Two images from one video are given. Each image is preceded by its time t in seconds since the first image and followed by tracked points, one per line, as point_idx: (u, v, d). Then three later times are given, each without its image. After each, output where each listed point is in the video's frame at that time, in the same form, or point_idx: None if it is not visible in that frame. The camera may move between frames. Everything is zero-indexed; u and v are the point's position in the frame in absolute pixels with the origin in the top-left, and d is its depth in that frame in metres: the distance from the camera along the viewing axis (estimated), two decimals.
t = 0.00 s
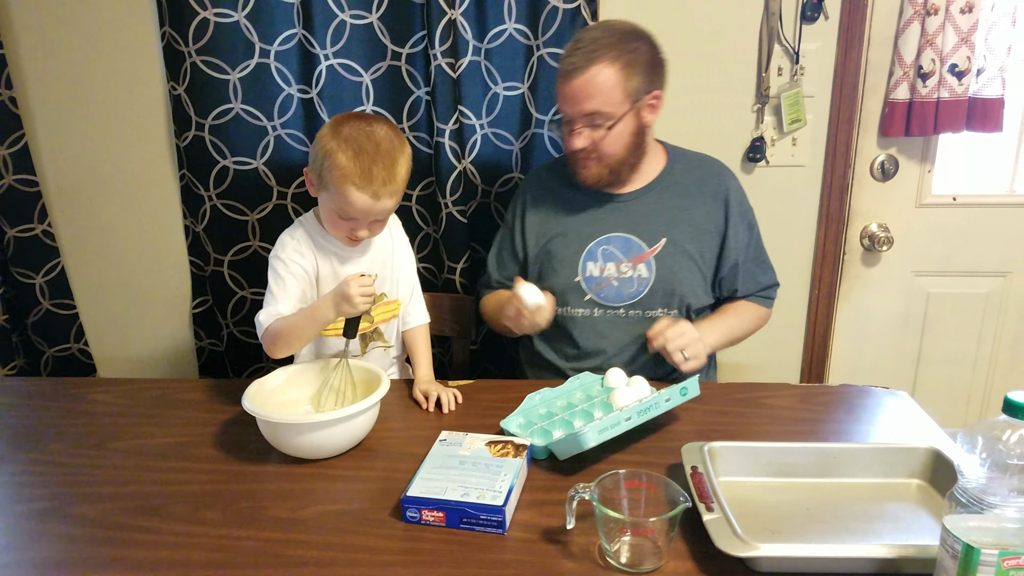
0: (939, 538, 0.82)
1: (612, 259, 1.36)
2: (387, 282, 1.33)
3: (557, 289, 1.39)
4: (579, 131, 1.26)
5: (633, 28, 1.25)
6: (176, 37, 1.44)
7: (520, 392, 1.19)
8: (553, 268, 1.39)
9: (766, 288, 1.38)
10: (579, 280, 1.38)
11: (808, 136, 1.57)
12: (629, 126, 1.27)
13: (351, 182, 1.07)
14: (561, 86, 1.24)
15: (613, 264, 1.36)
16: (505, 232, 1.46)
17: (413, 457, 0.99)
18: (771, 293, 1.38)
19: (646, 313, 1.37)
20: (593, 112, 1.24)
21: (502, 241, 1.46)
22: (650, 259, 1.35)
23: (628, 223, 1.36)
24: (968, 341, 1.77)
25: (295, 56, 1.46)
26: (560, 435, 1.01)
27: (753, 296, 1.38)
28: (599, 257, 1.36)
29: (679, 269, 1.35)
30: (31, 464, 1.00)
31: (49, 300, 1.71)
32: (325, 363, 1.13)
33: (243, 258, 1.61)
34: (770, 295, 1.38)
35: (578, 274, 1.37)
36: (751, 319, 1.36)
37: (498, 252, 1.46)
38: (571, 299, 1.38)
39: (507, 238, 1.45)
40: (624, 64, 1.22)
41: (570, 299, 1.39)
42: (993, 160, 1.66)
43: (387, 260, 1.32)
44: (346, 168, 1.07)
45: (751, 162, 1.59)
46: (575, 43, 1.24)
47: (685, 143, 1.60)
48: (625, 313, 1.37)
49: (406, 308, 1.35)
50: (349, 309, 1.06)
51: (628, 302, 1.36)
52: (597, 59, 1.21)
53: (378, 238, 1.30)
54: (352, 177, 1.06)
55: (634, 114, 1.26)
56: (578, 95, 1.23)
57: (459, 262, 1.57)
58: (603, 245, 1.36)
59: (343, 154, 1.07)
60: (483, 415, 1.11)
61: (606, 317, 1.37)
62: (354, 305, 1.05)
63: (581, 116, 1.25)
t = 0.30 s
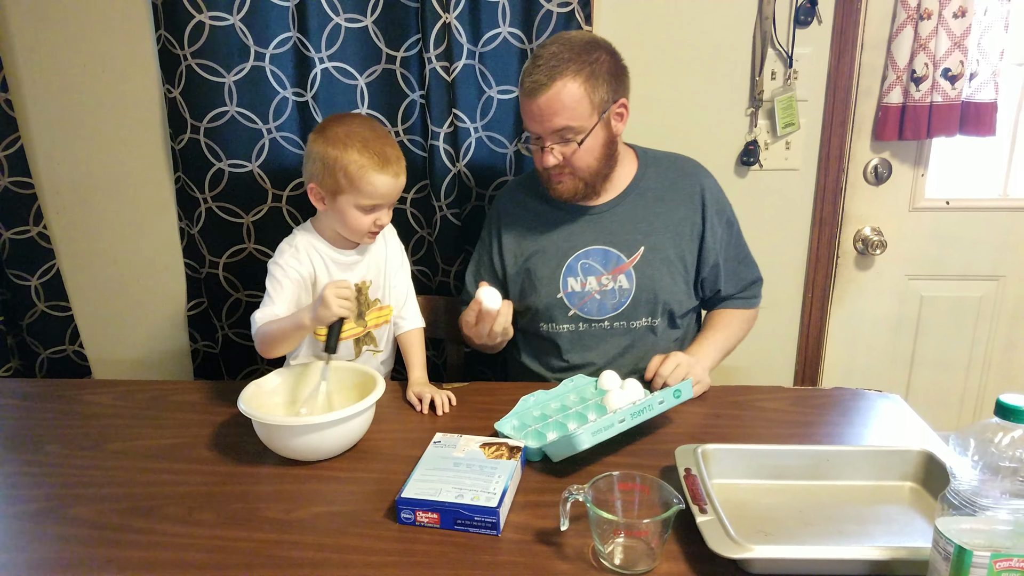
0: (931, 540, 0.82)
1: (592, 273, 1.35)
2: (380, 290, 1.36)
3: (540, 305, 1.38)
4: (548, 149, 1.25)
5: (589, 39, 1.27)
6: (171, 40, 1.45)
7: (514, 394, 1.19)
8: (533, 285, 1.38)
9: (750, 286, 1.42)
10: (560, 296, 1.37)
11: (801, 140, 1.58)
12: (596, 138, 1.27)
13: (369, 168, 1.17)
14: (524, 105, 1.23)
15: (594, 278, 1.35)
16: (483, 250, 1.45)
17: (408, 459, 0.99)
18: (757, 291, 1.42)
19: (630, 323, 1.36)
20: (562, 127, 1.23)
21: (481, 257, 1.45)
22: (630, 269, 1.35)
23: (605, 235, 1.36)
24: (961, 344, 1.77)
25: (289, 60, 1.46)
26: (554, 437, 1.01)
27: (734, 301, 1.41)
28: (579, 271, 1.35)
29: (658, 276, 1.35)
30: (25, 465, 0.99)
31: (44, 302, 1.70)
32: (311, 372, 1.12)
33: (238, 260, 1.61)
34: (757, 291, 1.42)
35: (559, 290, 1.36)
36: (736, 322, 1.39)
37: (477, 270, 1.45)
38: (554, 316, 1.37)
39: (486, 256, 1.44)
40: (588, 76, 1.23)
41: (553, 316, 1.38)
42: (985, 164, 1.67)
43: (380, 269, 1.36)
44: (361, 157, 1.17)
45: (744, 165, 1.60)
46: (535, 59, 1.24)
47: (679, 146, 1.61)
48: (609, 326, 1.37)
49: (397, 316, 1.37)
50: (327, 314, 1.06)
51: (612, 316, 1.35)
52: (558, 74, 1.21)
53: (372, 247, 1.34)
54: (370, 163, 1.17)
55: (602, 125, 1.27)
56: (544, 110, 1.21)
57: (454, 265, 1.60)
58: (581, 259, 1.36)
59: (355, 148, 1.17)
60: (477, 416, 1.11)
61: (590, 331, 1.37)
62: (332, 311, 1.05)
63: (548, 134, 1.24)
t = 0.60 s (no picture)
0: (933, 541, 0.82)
1: (588, 287, 1.34)
2: (378, 294, 1.39)
3: (537, 320, 1.37)
4: (547, 165, 1.21)
5: (585, 48, 1.24)
6: (173, 40, 1.45)
7: (515, 394, 1.19)
8: (529, 300, 1.37)
9: (750, 287, 1.42)
10: (557, 311, 1.36)
11: (803, 141, 1.58)
12: (595, 152, 1.23)
13: (352, 167, 1.23)
14: (521, 120, 1.19)
15: (590, 292, 1.34)
16: (478, 264, 1.43)
17: (409, 459, 0.99)
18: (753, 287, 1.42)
19: (628, 336, 1.36)
20: (561, 143, 1.19)
21: (476, 272, 1.43)
22: (627, 283, 1.34)
23: (600, 248, 1.34)
24: (963, 345, 1.77)
25: (291, 60, 1.47)
26: (554, 437, 1.01)
27: (732, 301, 1.42)
28: (575, 286, 1.34)
29: (656, 287, 1.35)
30: (27, 464, 1.00)
31: (46, 302, 1.71)
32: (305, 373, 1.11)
33: (239, 260, 1.61)
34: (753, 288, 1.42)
35: (556, 306, 1.35)
36: (733, 321, 1.40)
37: (472, 284, 1.43)
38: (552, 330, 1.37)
39: (481, 270, 1.43)
40: (587, 88, 1.19)
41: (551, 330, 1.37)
42: (987, 165, 1.67)
43: (378, 273, 1.38)
44: (344, 157, 1.23)
45: (746, 166, 1.60)
46: (529, 70, 1.20)
47: (681, 147, 1.61)
48: (607, 339, 1.36)
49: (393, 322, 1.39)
50: (300, 306, 1.08)
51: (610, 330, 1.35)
52: (556, 88, 1.16)
53: (368, 251, 1.36)
54: (353, 163, 1.23)
55: (600, 138, 1.24)
56: (543, 126, 1.17)
57: (455, 266, 1.60)
58: (577, 273, 1.34)
59: (337, 150, 1.24)
60: (478, 416, 1.11)
61: (589, 344, 1.36)
62: (303, 302, 1.07)
63: (547, 150, 1.20)
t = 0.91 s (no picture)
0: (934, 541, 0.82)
1: (592, 297, 1.34)
2: (383, 295, 1.40)
3: (541, 330, 1.37)
4: (559, 177, 1.19)
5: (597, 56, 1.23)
6: (175, 40, 1.45)
7: (517, 394, 1.19)
8: (533, 310, 1.37)
9: (753, 285, 1.42)
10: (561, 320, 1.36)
11: (804, 140, 1.58)
12: (607, 164, 1.21)
13: (349, 159, 1.24)
14: (533, 132, 1.16)
15: (594, 302, 1.34)
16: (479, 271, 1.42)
17: (410, 458, 1.00)
18: (756, 286, 1.42)
19: (632, 344, 1.37)
20: (574, 156, 1.17)
21: (476, 280, 1.41)
22: (631, 292, 1.34)
23: (604, 258, 1.34)
24: (964, 344, 1.77)
25: (293, 60, 1.47)
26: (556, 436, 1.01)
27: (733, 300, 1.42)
28: (579, 296, 1.34)
29: (660, 295, 1.35)
30: (30, 464, 1.00)
31: (48, 302, 1.71)
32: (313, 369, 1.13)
33: (241, 260, 1.61)
34: (757, 289, 1.42)
35: (560, 315, 1.35)
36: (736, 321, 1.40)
37: (473, 291, 1.41)
38: (555, 339, 1.37)
39: (483, 279, 1.41)
40: (601, 101, 1.17)
41: (554, 339, 1.37)
42: (989, 164, 1.66)
43: (384, 275, 1.39)
44: (340, 150, 1.24)
45: (747, 166, 1.60)
46: (538, 80, 1.17)
47: (682, 146, 1.61)
48: (611, 347, 1.37)
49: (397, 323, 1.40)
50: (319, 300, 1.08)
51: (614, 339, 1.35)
52: (571, 100, 1.14)
53: (376, 251, 1.38)
54: (349, 155, 1.24)
55: (614, 150, 1.22)
56: (557, 139, 1.15)
57: (456, 265, 1.61)
58: (581, 283, 1.34)
59: (334, 144, 1.25)
60: (480, 416, 1.11)
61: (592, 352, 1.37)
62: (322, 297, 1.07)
63: (560, 162, 1.18)
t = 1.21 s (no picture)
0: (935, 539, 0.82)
1: (610, 282, 1.34)
2: (387, 297, 1.40)
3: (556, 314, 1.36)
4: (623, 158, 1.19)
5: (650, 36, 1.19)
6: (174, 40, 1.45)
7: (517, 392, 1.19)
8: (551, 292, 1.36)
9: (762, 294, 1.39)
10: (577, 305, 1.35)
11: (804, 139, 1.58)
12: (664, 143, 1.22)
13: (350, 160, 1.24)
14: (603, 111, 1.14)
15: (611, 288, 1.34)
16: (499, 248, 1.39)
17: (410, 457, 1.00)
18: (765, 293, 1.39)
19: (645, 335, 1.35)
20: (640, 137, 1.16)
21: (497, 260, 1.39)
22: (648, 280, 1.33)
23: (626, 244, 1.34)
24: (964, 343, 1.77)
25: (292, 60, 1.47)
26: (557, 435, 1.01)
27: (746, 302, 1.39)
28: (597, 281, 1.34)
29: (677, 287, 1.34)
30: (31, 464, 1.00)
31: (48, 302, 1.71)
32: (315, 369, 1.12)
33: (241, 260, 1.61)
34: (765, 295, 1.40)
35: (576, 299, 1.34)
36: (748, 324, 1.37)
37: (491, 271, 1.39)
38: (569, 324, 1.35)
39: (503, 259, 1.39)
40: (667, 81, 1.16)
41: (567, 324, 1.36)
42: (988, 162, 1.67)
43: (389, 275, 1.40)
44: (342, 151, 1.24)
45: (747, 164, 1.60)
46: (600, 63, 1.13)
47: (681, 145, 1.61)
48: (623, 335, 1.35)
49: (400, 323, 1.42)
50: (302, 287, 1.14)
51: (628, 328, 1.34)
52: (642, 81, 1.12)
53: (380, 252, 1.39)
54: (349, 155, 1.24)
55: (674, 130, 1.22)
56: (629, 120, 1.14)
57: (456, 264, 1.59)
58: (600, 268, 1.34)
59: (336, 144, 1.25)
60: (479, 415, 1.11)
61: (604, 340, 1.35)
62: (303, 283, 1.13)
63: (626, 143, 1.17)
